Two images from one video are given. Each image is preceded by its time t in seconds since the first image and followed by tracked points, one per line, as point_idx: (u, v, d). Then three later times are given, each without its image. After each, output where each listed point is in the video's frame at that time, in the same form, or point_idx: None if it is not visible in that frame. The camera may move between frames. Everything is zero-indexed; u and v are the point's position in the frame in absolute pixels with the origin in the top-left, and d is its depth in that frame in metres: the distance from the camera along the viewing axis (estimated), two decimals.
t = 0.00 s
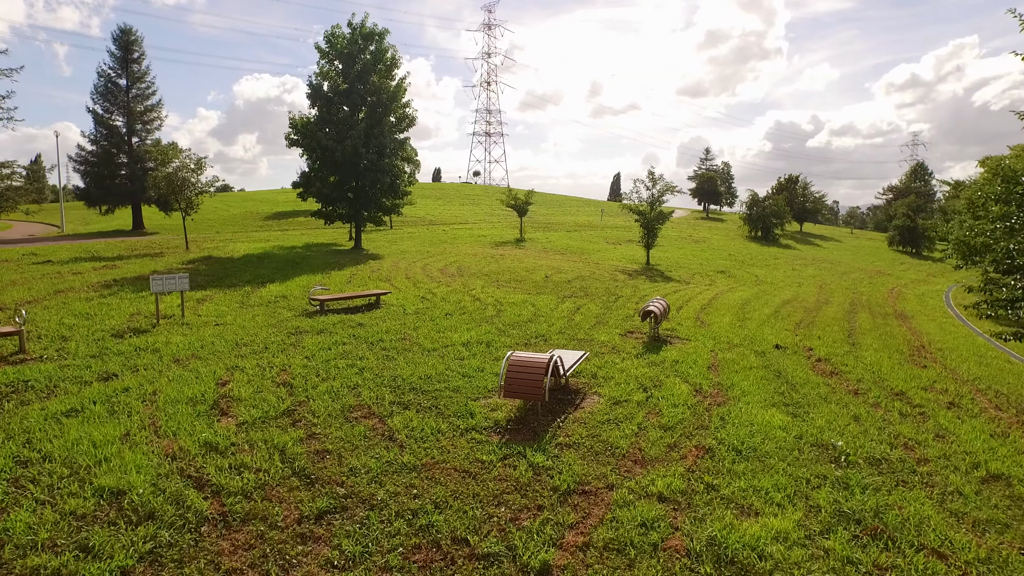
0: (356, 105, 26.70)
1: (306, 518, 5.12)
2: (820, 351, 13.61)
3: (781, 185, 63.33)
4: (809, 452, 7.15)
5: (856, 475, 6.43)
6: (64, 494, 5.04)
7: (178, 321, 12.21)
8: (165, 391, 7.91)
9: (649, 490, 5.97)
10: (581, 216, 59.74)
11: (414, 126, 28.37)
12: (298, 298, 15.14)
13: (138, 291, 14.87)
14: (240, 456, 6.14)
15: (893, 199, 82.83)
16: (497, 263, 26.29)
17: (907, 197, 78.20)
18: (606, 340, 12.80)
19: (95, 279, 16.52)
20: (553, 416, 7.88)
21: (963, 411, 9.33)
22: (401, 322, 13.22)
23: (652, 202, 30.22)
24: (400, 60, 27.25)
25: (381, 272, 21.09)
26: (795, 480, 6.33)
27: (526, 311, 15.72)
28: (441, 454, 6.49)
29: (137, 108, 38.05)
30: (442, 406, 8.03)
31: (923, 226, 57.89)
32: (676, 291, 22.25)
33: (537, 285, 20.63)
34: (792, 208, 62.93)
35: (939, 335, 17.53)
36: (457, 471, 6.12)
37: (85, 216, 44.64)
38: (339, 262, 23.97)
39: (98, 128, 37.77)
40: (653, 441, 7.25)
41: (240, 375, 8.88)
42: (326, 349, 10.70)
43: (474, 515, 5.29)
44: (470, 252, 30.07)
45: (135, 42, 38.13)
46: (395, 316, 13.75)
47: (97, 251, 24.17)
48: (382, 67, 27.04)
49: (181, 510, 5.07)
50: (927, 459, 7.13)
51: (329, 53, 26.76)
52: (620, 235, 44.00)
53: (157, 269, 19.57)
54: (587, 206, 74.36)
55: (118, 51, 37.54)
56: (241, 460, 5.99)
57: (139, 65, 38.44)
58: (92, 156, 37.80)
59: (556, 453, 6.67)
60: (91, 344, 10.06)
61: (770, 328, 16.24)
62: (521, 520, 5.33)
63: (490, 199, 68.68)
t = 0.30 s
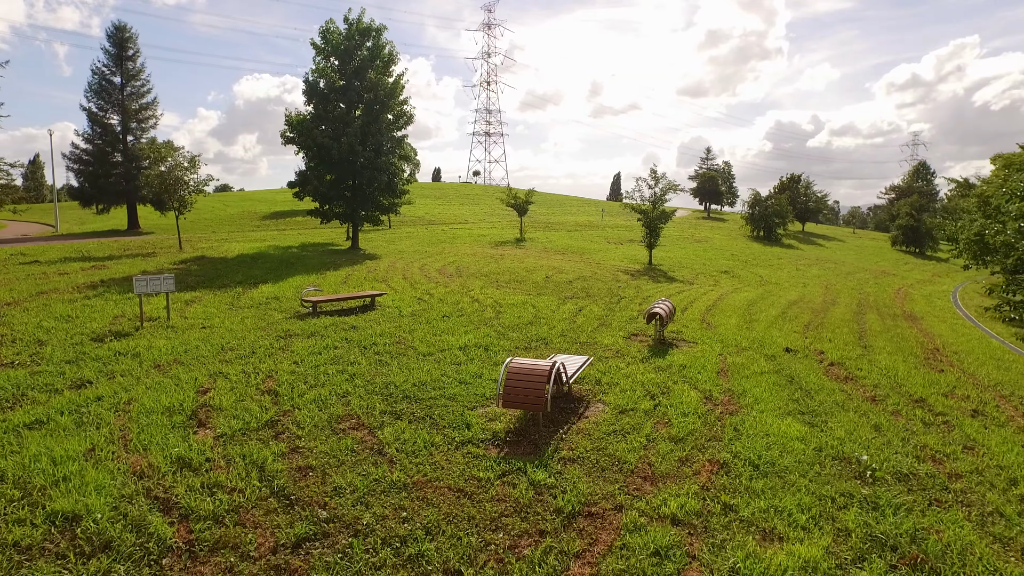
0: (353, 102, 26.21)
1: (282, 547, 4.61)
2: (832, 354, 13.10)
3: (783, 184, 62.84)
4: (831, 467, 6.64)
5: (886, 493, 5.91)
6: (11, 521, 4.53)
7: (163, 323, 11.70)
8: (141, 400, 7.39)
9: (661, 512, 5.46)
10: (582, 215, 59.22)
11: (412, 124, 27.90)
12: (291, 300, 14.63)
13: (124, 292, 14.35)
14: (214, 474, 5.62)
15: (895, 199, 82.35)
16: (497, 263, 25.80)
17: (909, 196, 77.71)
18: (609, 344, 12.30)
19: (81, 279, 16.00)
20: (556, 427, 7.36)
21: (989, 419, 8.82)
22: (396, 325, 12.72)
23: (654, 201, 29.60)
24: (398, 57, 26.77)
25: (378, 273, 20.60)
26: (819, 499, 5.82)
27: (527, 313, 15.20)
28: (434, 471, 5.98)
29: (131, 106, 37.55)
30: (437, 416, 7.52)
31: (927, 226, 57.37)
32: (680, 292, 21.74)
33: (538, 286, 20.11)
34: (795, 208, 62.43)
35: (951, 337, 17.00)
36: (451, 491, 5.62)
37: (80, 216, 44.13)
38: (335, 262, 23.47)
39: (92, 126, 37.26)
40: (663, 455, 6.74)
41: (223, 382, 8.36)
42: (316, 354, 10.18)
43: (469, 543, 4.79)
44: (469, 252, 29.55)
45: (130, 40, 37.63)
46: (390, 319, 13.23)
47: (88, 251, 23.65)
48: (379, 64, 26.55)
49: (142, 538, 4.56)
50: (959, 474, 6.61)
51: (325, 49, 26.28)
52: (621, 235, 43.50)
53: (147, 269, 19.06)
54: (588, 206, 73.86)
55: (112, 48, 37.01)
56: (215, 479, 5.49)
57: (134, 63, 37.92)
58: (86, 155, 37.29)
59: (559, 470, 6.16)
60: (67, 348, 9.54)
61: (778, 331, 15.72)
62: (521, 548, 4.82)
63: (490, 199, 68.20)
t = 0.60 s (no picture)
0: (350, 99, 25.73)
1: None
2: (845, 358, 12.61)
3: (785, 183, 62.32)
4: (859, 483, 6.15)
5: (923, 514, 5.42)
6: None
7: (149, 326, 11.21)
8: (116, 409, 6.90)
9: (678, 536, 4.98)
10: (582, 215, 58.75)
11: (411, 121, 27.42)
12: (284, 301, 14.14)
13: (111, 293, 13.87)
14: (188, 494, 5.14)
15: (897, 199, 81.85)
16: (497, 263, 25.31)
17: (912, 196, 77.15)
18: (614, 347, 11.80)
19: (67, 279, 15.51)
20: (561, 439, 6.87)
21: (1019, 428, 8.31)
22: (392, 327, 12.22)
23: (657, 199, 28.98)
24: (396, 53, 26.29)
25: (375, 273, 20.10)
26: (850, 520, 5.33)
27: (528, 314, 14.70)
28: (428, 490, 5.49)
29: (127, 104, 37.12)
30: (433, 427, 7.03)
31: (931, 226, 56.82)
32: (685, 293, 21.23)
33: (539, 287, 19.61)
34: (797, 207, 61.91)
35: (966, 339, 16.48)
36: (447, 513, 5.13)
37: (76, 215, 43.66)
38: (332, 262, 22.98)
39: (87, 124, 36.80)
40: (678, 470, 6.24)
41: (206, 390, 7.87)
42: (307, 359, 9.69)
43: None
44: (469, 251, 29.04)
45: (124, 37, 37.14)
46: (387, 321, 12.74)
47: (80, 251, 23.17)
48: (376, 60, 26.07)
49: (99, 572, 4.08)
50: (998, 491, 6.11)
51: (321, 45, 25.80)
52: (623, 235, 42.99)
53: (138, 269, 18.58)
54: (588, 205, 73.35)
55: (107, 45, 36.55)
56: (188, 500, 4.99)
57: (129, 60, 37.46)
58: (81, 154, 36.84)
59: (565, 488, 5.67)
60: (44, 352, 9.06)
61: (788, 332, 15.22)
62: None
63: (490, 198, 67.70)
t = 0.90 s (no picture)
0: (348, 96, 25.26)
1: None
2: (861, 362, 12.13)
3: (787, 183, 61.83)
4: (893, 505, 5.67)
5: (968, 544, 4.94)
6: None
7: (134, 330, 10.73)
8: (90, 423, 6.41)
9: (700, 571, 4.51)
10: (583, 215, 58.31)
11: (410, 120, 26.96)
12: (278, 304, 13.66)
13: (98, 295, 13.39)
14: (159, 523, 4.66)
15: (899, 198, 81.34)
16: (498, 263, 24.86)
17: (915, 196, 76.66)
18: (621, 352, 11.30)
19: (55, 281, 15.03)
20: (569, 456, 6.39)
21: None
22: (390, 332, 11.72)
23: (660, 199, 28.51)
24: (395, 49, 25.82)
25: (373, 274, 19.62)
26: (888, 551, 4.85)
27: (531, 317, 14.22)
28: (426, 516, 5.01)
29: (122, 102, 36.64)
30: (432, 442, 6.55)
31: (935, 225, 56.29)
32: (690, 294, 20.76)
33: (541, 288, 19.12)
34: (800, 206, 61.41)
35: (982, 342, 15.99)
36: (446, 544, 4.66)
37: (72, 214, 43.16)
38: (329, 262, 22.51)
39: (82, 122, 36.31)
40: (696, 490, 5.77)
41: (190, 400, 7.39)
42: (299, 366, 9.19)
43: None
44: (470, 252, 28.56)
45: (120, 34, 36.64)
46: (384, 325, 12.26)
47: (72, 251, 22.73)
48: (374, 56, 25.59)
49: None
50: None
51: (318, 41, 25.32)
52: (625, 235, 42.56)
53: (129, 270, 18.10)
54: (589, 205, 72.87)
55: (102, 43, 36.06)
56: (159, 532, 4.53)
57: (125, 58, 36.99)
58: (75, 152, 36.34)
59: (575, 513, 5.20)
60: (20, 359, 8.58)
61: (799, 336, 14.72)
62: None
63: (490, 198, 67.22)
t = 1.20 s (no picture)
0: (345, 96, 24.77)
1: None
2: (877, 374, 11.64)
3: (790, 184, 61.31)
4: (933, 547, 5.19)
5: None
6: None
7: (118, 342, 10.24)
8: (58, 452, 5.91)
9: None
10: (584, 216, 57.82)
11: (409, 121, 26.47)
12: (270, 313, 13.16)
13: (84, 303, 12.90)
14: None
15: (902, 199, 80.84)
16: (498, 267, 24.38)
17: (918, 196, 76.13)
18: (628, 365, 10.82)
19: (40, 288, 14.53)
20: (577, 487, 5.92)
21: None
22: (386, 343, 11.24)
23: (664, 201, 28.01)
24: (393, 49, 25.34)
25: (371, 279, 19.15)
26: None
27: (532, 326, 13.73)
28: (422, 566, 4.55)
29: (118, 102, 36.13)
30: (429, 473, 6.08)
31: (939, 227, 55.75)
32: (695, 300, 20.27)
33: (543, 294, 18.62)
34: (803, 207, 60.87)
35: (998, 350, 15.49)
36: None
37: (67, 215, 42.65)
38: (326, 266, 22.05)
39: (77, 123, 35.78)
40: (717, 530, 5.29)
41: (170, 422, 6.89)
42: (289, 382, 8.70)
43: None
44: (470, 255, 28.08)
45: (116, 33, 36.13)
46: (381, 335, 11.77)
47: (63, 255, 22.24)
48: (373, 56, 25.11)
49: None
50: None
51: (315, 41, 24.82)
52: (627, 237, 42.07)
53: (119, 275, 17.62)
54: (590, 205, 72.33)
55: (98, 42, 35.54)
56: None
57: (121, 57, 36.48)
58: (70, 153, 35.80)
59: (585, 560, 4.74)
60: None
61: (810, 345, 14.23)
62: None
63: (490, 199, 66.69)
